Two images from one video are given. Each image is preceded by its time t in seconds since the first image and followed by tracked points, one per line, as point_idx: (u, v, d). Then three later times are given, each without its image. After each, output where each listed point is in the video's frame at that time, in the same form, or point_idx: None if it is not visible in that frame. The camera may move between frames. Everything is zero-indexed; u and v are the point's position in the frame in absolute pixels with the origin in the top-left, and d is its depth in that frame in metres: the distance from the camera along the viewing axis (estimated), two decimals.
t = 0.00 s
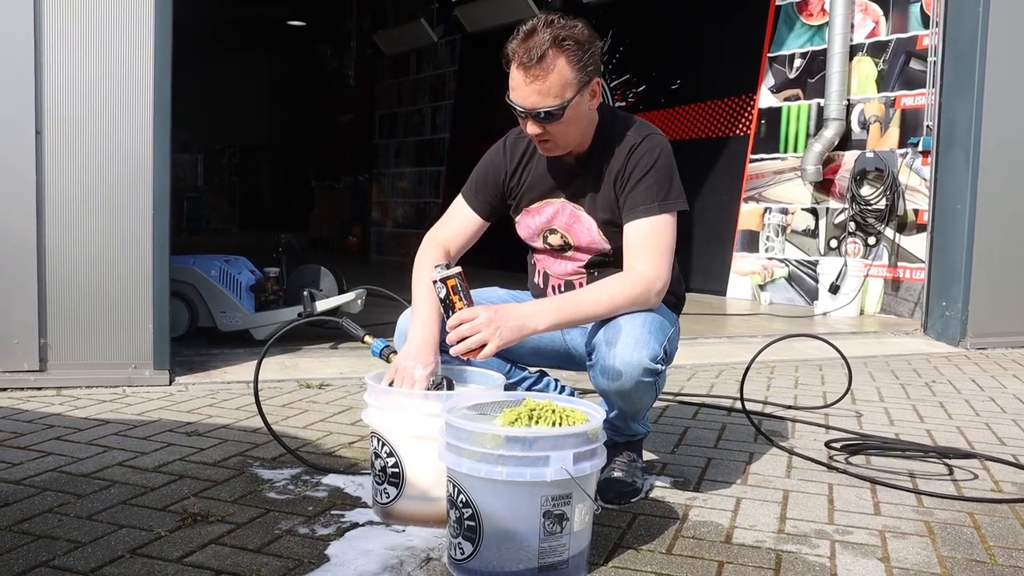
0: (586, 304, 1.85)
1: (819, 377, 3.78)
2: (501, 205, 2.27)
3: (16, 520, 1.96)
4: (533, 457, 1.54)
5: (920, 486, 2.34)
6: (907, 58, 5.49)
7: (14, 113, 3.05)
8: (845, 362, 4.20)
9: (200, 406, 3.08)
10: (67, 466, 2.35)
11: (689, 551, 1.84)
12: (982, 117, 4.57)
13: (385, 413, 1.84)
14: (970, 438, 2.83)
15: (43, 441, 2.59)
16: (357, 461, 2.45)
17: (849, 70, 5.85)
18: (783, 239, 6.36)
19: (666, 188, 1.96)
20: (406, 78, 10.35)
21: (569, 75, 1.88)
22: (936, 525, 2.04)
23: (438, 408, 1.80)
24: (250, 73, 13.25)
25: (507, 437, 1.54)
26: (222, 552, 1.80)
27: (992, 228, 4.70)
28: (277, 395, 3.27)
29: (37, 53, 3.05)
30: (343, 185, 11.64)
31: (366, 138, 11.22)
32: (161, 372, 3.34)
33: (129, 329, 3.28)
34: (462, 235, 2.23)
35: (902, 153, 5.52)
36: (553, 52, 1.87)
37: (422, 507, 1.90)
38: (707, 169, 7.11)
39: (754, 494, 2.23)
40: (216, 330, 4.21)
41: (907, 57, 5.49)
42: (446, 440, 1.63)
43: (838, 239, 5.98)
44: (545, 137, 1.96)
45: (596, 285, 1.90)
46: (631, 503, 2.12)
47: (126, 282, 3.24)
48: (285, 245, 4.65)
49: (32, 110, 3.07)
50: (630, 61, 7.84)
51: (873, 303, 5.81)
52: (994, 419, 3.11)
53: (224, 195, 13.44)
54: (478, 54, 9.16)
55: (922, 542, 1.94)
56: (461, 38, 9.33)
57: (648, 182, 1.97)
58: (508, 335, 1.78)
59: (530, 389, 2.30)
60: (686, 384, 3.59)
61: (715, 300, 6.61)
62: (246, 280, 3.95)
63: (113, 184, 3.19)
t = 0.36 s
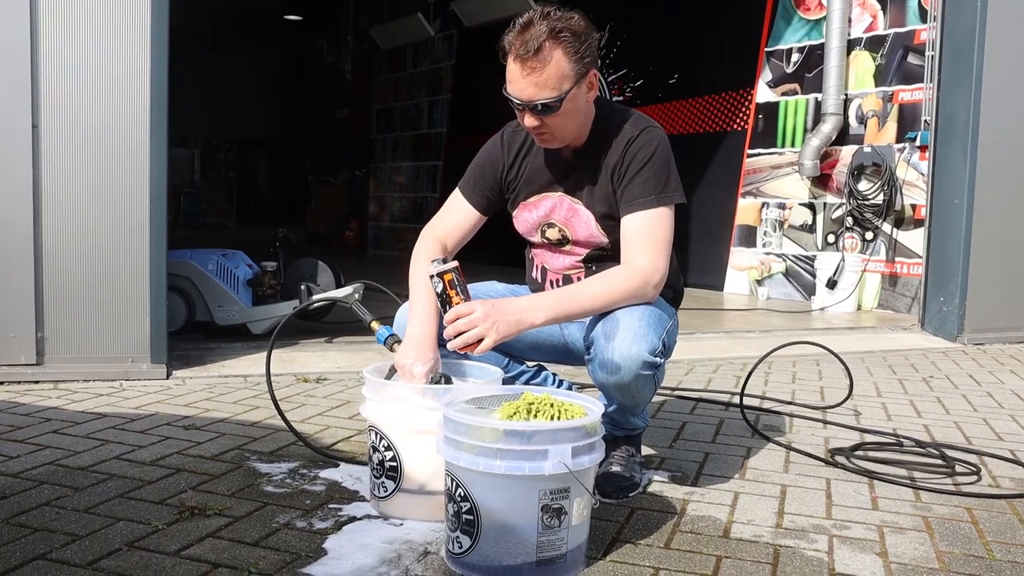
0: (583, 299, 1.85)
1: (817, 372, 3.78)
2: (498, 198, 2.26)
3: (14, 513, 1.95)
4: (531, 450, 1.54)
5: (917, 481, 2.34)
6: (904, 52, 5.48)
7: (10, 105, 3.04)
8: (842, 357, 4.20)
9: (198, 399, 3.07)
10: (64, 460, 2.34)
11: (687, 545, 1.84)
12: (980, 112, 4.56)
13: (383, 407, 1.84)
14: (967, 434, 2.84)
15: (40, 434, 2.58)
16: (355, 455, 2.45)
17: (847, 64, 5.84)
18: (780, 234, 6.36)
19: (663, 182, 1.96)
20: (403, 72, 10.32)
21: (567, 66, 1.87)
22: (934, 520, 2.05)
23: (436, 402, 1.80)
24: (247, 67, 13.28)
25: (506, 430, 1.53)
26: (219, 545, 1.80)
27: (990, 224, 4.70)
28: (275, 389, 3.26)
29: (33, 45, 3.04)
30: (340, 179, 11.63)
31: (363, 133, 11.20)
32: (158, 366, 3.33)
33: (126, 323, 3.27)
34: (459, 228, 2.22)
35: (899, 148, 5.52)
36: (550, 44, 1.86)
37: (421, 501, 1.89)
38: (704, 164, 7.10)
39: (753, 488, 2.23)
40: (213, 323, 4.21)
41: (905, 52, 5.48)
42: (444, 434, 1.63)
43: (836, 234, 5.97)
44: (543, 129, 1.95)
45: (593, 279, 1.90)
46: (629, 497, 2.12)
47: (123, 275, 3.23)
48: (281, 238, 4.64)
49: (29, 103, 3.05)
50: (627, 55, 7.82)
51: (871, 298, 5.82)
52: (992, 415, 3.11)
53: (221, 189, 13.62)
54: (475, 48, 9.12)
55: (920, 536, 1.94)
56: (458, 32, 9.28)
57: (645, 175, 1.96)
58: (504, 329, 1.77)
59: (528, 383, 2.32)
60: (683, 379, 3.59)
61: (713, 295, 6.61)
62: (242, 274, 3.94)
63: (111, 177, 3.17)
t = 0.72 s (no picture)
0: (583, 300, 1.85)
1: (817, 374, 3.79)
2: (500, 197, 2.26)
3: (15, 506, 1.96)
4: (534, 449, 1.54)
5: (917, 484, 2.34)
6: (908, 55, 5.48)
7: (14, 100, 3.04)
8: (842, 359, 4.21)
9: (199, 395, 3.07)
10: (66, 454, 2.34)
11: (688, 545, 1.84)
12: (983, 116, 4.56)
13: (384, 405, 1.84)
14: (968, 437, 2.84)
15: (41, 428, 2.58)
16: (356, 452, 2.45)
17: (850, 67, 5.85)
18: (781, 235, 6.36)
19: (663, 183, 1.95)
20: (406, 70, 10.31)
21: (566, 65, 1.87)
22: (934, 523, 2.05)
23: (437, 402, 1.80)
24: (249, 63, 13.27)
25: (508, 429, 1.53)
26: (221, 540, 1.80)
27: (992, 227, 4.70)
28: (275, 385, 3.26)
29: (37, 39, 3.04)
30: (343, 176, 11.64)
31: (365, 130, 11.20)
32: (159, 361, 3.34)
33: (127, 318, 3.27)
34: (461, 227, 2.23)
35: (902, 151, 5.52)
36: (549, 43, 1.86)
37: (422, 499, 1.90)
38: (707, 164, 7.10)
39: (753, 489, 2.24)
40: (214, 319, 4.21)
41: (908, 55, 5.48)
42: (447, 432, 1.63)
43: (837, 236, 5.98)
44: (543, 129, 1.95)
45: (595, 279, 1.90)
46: (629, 497, 2.12)
47: (125, 270, 3.23)
48: (284, 235, 4.65)
49: (33, 98, 3.05)
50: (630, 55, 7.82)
51: (871, 301, 5.83)
52: (992, 419, 3.12)
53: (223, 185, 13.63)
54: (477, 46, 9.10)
55: (920, 539, 1.94)
56: (462, 31, 9.27)
57: (646, 176, 1.96)
58: (504, 332, 1.77)
59: (530, 381, 2.33)
60: (684, 380, 3.60)
61: (714, 296, 6.62)
62: (245, 271, 3.94)
63: (114, 173, 3.18)
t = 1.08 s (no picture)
0: (600, 302, 1.85)
1: (833, 377, 3.77)
2: (517, 198, 2.27)
3: (35, 499, 1.97)
4: (552, 448, 1.54)
5: (934, 488, 2.33)
6: (925, 57, 5.45)
7: (35, 96, 3.07)
8: (857, 362, 4.19)
9: (215, 391, 3.09)
10: (84, 448, 2.36)
11: (704, 547, 1.84)
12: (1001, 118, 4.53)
13: (402, 404, 1.85)
14: (985, 442, 2.82)
15: (59, 422, 2.60)
16: (372, 450, 2.46)
17: (867, 69, 5.82)
18: (796, 237, 6.34)
19: (680, 184, 1.95)
20: (420, 69, 10.33)
21: (584, 67, 1.87)
22: (952, 527, 2.04)
23: (454, 400, 1.81)
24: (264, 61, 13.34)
25: (526, 428, 1.54)
26: (238, 536, 1.81)
27: (1010, 231, 4.66)
28: (290, 382, 3.28)
29: (58, 36, 3.06)
30: (357, 174, 11.67)
31: (379, 128, 11.22)
32: (175, 357, 3.36)
33: (143, 313, 3.29)
34: (479, 227, 2.23)
35: (918, 153, 5.48)
36: (566, 45, 1.86)
37: (438, 498, 1.90)
38: (722, 165, 7.08)
39: (768, 491, 2.23)
40: (230, 316, 4.23)
41: (925, 57, 5.45)
42: (465, 431, 1.64)
43: (852, 239, 5.96)
44: (560, 130, 1.95)
45: (611, 279, 1.90)
46: (645, 498, 2.12)
47: (142, 266, 3.25)
48: (299, 233, 4.67)
49: (54, 94, 3.08)
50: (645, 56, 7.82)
51: (886, 304, 5.80)
52: (1009, 423, 3.09)
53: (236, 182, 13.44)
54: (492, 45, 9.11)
55: (937, 543, 1.93)
56: (477, 30, 9.28)
57: (663, 177, 1.96)
58: (521, 332, 1.78)
59: (545, 381, 2.32)
60: (698, 381, 3.59)
61: (727, 298, 6.60)
62: (260, 267, 3.97)
63: (133, 169, 3.20)
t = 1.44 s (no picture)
0: (617, 299, 1.85)
1: (849, 375, 3.75)
2: (534, 195, 2.27)
3: (54, 496, 1.99)
4: (569, 446, 1.54)
5: (953, 486, 2.31)
6: (944, 54, 5.41)
7: (54, 96, 3.09)
8: (875, 360, 4.16)
9: (232, 389, 3.11)
10: (102, 445, 2.38)
11: (721, 544, 1.83)
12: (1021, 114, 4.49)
13: (419, 401, 1.85)
14: (1004, 440, 2.80)
15: (78, 420, 2.62)
16: (389, 447, 2.47)
17: (885, 66, 5.78)
18: (813, 235, 6.30)
19: (698, 181, 1.94)
20: (436, 68, 10.35)
21: (603, 63, 1.87)
22: (971, 526, 2.02)
23: (472, 397, 1.82)
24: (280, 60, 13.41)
25: (543, 425, 1.54)
26: (256, 533, 1.82)
27: None
28: (307, 379, 3.30)
29: (77, 36, 3.09)
30: (372, 172, 11.69)
31: (394, 127, 11.24)
32: (193, 355, 3.38)
33: (161, 312, 3.32)
34: (497, 223, 2.23)
35: (937, 151, 5.44)
36: (586, 41, 1.85)
37: (456, 495, 1.91)
38: (738, 163, 7.05)
39: (785, 489, 2.22)
40: (247, 314, 4.26)
41: (944, 54, 5.41)
42: (482, 428, 1.64)
43: (870, 237, 5.92)
44: (579, 127, 1.95)
45: (629, 277, 1.90)
46: (662, 495, 2.11)
47: (160, 264, 3.28)
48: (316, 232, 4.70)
49: (72, 94, 3.10)
50: (661, 54, 7.81)
51: (903, 303, 5.75)
52: None
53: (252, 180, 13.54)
54: (508, 43, 9.12)
55: (956, 542, 1.92)
56: (493, 29, 9.29)
57: (681, 174, 1.95)
58: (539, 330, 1.78)
59: (562, 378, 2.31)
60: (715, 379, 3.58)
61: (743, 296, 6.57)
62: (276, 265, 3.99)
63: (150, 168, 3.22)
